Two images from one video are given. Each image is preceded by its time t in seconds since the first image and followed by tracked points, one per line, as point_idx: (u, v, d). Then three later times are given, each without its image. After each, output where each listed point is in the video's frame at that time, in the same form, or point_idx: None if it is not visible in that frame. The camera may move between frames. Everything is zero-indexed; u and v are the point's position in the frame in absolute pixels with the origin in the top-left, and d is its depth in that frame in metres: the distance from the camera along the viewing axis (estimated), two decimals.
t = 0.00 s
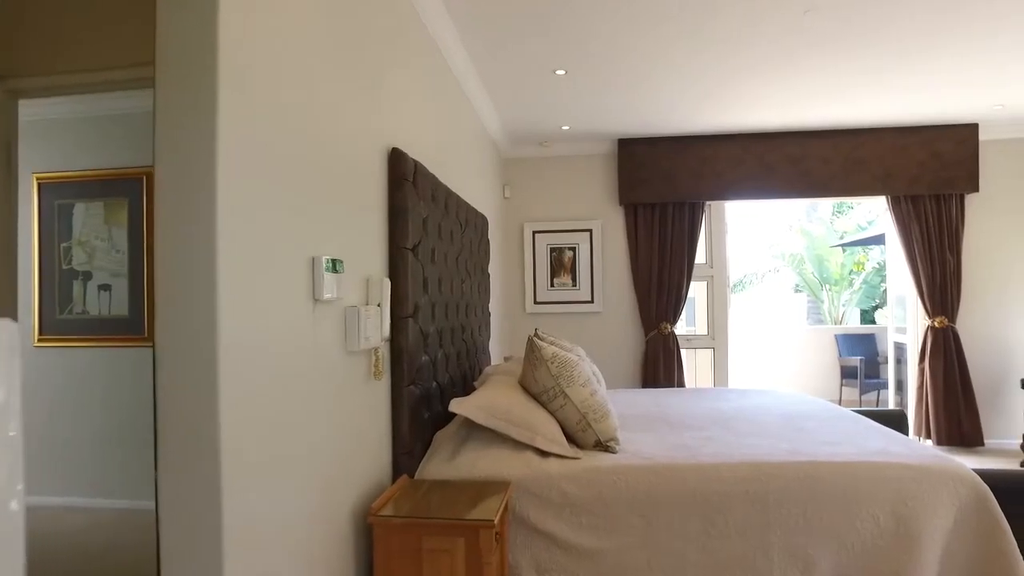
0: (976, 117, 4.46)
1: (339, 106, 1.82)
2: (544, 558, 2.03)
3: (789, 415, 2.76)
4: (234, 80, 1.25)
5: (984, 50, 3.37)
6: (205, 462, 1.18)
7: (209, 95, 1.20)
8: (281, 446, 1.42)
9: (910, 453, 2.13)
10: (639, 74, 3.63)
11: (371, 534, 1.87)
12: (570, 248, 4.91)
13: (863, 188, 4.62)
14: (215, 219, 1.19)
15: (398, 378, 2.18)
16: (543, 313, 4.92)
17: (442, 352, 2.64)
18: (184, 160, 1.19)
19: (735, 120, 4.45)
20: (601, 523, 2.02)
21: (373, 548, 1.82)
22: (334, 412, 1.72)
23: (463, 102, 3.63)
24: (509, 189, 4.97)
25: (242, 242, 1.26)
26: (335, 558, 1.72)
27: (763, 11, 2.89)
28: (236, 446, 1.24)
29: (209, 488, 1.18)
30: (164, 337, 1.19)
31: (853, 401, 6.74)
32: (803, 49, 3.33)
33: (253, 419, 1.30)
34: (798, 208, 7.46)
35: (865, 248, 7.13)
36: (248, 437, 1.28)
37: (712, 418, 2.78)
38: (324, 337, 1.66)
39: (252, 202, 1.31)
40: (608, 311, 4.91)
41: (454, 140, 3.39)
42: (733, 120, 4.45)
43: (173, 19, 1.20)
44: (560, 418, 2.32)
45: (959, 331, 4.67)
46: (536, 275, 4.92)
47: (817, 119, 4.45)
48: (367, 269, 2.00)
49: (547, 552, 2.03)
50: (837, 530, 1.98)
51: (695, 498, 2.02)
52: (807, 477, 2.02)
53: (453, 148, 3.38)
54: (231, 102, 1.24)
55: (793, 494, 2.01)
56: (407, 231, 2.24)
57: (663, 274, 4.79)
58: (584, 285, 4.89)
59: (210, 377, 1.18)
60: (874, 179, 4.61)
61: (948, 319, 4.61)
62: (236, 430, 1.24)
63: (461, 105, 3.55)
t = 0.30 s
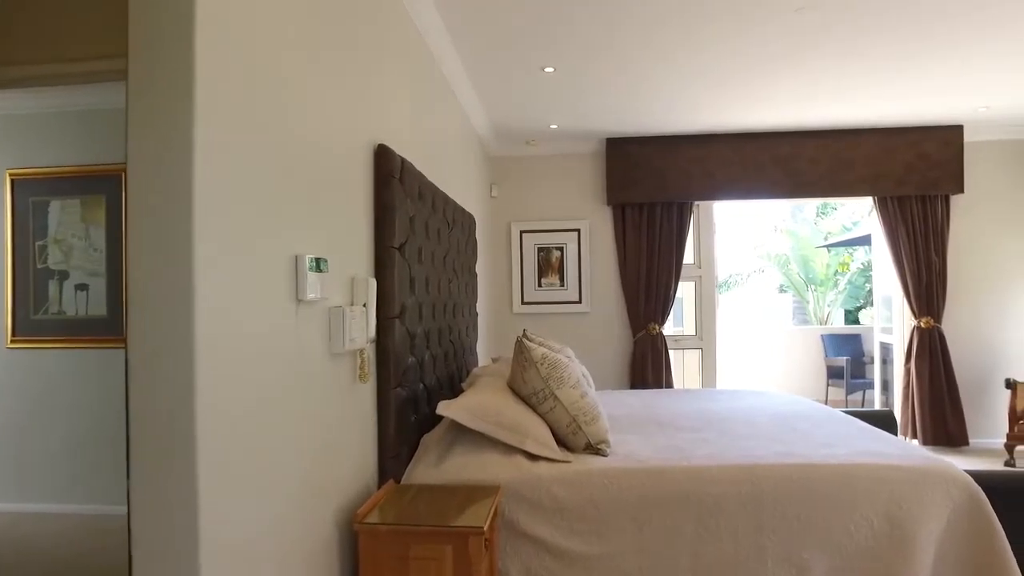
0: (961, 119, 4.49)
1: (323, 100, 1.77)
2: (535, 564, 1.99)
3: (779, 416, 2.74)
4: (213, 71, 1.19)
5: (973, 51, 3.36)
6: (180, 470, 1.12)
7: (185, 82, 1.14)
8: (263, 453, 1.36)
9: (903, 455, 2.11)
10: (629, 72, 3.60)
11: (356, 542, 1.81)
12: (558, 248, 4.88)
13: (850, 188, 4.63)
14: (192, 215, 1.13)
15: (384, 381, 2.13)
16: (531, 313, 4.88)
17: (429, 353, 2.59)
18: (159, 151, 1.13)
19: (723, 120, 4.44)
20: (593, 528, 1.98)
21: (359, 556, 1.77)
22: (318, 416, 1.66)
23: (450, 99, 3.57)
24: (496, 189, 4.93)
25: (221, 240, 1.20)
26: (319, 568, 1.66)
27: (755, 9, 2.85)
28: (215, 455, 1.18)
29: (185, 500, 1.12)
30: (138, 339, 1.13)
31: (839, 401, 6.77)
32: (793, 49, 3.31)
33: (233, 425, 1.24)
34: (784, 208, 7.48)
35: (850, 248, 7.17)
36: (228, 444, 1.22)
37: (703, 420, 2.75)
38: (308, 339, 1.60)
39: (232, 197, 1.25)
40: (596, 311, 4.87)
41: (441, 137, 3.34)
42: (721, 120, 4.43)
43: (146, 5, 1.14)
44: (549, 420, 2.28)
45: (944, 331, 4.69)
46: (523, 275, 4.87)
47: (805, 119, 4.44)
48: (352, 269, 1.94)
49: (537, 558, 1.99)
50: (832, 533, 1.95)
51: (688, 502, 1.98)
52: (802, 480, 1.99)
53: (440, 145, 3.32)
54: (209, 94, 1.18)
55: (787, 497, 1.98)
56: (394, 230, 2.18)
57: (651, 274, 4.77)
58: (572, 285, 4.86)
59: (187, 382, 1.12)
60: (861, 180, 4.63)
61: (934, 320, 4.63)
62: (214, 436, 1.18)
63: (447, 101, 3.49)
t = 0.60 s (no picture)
0: (946, 121, 4.52)
1: (304, 94, 1.71)
2: (522, 570, 1.94)
3: (769, 417, 2.73)
4: (186, 60, 1.13)
5: (961, 52, 3.36)
6: (150, 478, 1.07)
7: (157, 69, 1.08)
8: (239, 459, 1.30)
9: (894, 457, 2.09)
10: (619, 71, 3.57)
11: (338, 549, 1.76)
12: (544, 247, 4.84)
13: (837, 189, 4.64)
14: (163, 210, 1.07)
15: (368, 382, 2.07)
16: (517, 313, 4.84)
17: (414, 354, 2.54)
18: (129, 144, 1.07)
19: (711, 120, 4.43)
20: (581, 533, 1.94)
21: (342, 564, 1.71)
22: (299, 420, 1.60)
23: (436, 97, 3.52)
24: (482, 187, 4.88)
25: (196, 237, 1.15)
26: None
27: (747, 7, 2.82)
28: (189, 462, 1.12)
29: (156, 511, 1.06)
30: (108, 339, 1.07)
31: (824, 401, 6.81)
32: (783, 49, 3.29)
33: (208, 430, 1.18)
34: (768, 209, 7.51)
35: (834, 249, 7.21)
36: (202, 450, 1.16)
37: (691, 421, 2.73)
38: (288, 340, 1.54)
39: (207, 192, 1.19)
40: (583, 311, 4.84)
41: (427, 135, 3.29)
42: (709, 120, 4.42)
43: None
44: (537, 422, 2.24)
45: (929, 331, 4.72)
46: (509, 275, 4.83)
47: (792, 120, 4.45)
48: (335, 268, 1.88)
49: (525, 563, 1.94)
50: (823, 535, 1.93)
51: (678, 506, 1.95)
52: (793, 482, 1.97)
53: (426, 142, 3.27)
54: (182, 83, 1.12)
55: (777, 500, 1.96)
56: (378, 228, 2.13)
57: (638, 274, 4.75)
58: (558, 285, 4.82)
59: (158, 385, 1.06)
60: (848, 180, 4.64)
61: (919, 320, 4.65)
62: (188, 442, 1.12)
63: (434, 98, 3.44)
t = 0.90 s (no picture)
0: (932, 122, 4.54)
1: (285, 89, 1.65)
2: None
3: (760, 419, 2.71)
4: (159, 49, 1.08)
5: (950, 53, 3.36)
6: (119, 488, 1.01)
7: (127, 56, 1.02)
8: (217, 468, 1.24)
9: (885, 458, 2.07)
10: (608, 70, 3.53)
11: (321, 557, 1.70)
12: (532, 247, 4.80)
13: (824, 190, 4.65)
14: (132, 204, 1.01)
15: (352, 385, 2.02)
16: (504, 314, 4.80)
17: (400, 356, 2.49)
18: (96, 135, 1.01)
19: (700, 119, 4.41)
20: (571, 538, 1.90)
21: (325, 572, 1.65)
22: (279, 425, 1.55)
23: (423, 95, 3.46)
24: (470, 186, 4.83)
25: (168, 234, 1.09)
26: None
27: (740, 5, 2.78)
28: (161, 469, 1.07)
29: (125, 522, 1.01)
30: (72, 342, 1.01)
31: (810, 401, 6.83)
32: (773, 48, 3.27)
33: (182, 438, 1.12)
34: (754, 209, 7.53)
35: (820, 250, 7.24)
36: (175, 458, 1.10)
37: (681, 423, 2.70)
38: (268, 342, 1.49)
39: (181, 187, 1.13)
40: (571, 312, 4.81)
41: (414, 133, 3.24)
42: (698, 119, 4.40)
43: None
44: (526, 425, 2.20)
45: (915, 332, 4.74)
46: (497, 275, 4.79)
47: (781, 120, 4.45)
48: (318, 267, 1.83)
49: (513, 569, 1.90)
50: (815, 538, 1.90)
51: (669, 509, 1.92)
52: (784, 485, 1.94)
53: (413, 140, 3.22)
54: (154, 71, 1.07)
55: (770, 503, 1.93)
56: (363, 226, 2.08)
57: (626, 274, 4.73)
58: (546, 285, 4.79)
59: (126, 389, 1.01)
60: (835, 180, 4.64)
61: (905, 320, 4.67)
62: (159, 450, 1.06)
63: (420, 95, 3.38)
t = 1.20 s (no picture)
0: (918, 123, 4.55)
1: (262, 80, 1.58)
2: None
3: (749, 421, 2.67)
4: (123, 34, 1.01)
5: (940, 53, 3.36)
6: (77, 505, 0.93)
7: (86, 39, 0.94)
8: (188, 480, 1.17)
9: (878, 461, 2.04)
10: (598, 68, 3.49)
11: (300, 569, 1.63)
12: (518, 248, 4.75)
13: (812, 190, 4.64)
14: (91, 199, 0.94)
15: (333, 389, 1.96)
16: (491, 314, 4.74)
17: (384, 358, 2.42)
18: (51, 124, 0.94)
19: (688, 118, 4.38)
20: (559, 545, 1.85)
21: None
22: (255, 432, 1.48)
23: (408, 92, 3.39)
24: (455, 186, 4.77)
25: (132, 232, 1.02)
26: None
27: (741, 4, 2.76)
28: (124, 484, 0.99)
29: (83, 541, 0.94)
30: (26, 348, 0.94)
31: (797, 402, 6.84)
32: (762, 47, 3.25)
33: (147, 449, 1.05)
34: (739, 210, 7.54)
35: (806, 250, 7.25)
36: (140, 471, 1.03)
37: (670, 425, 2.66)
38: (243, 345, 1.41)
39: (147, 181, 1.06)
40: (558, 313, 4.77)
41: (399, 130, 3.17)
42: (686, 119, 4.37)
43: None
44: (513, 429, 2.14)
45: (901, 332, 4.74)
46: (483, 276, 4.73)
47: (768, 120, 4.43)
48: (297, 267, 1.76)
49: None
50: (807, 543, 1.87)
51: (660, 515, 1.87)
52: (777, 489, 1.90)
53: (398, 137, 3.15)
54: (116, 57, 0.99)
55: (762, 508, 1.89)
56: (345, 224, 2.01)
57: (614, 274, 4.69)
58: (533, 286, 4.74)
59: (84, 398, 0.93)
60: (823, 181, 4.64)
61: (891, 321, 4.68)
62: (123, 462, 0.99)
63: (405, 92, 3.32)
